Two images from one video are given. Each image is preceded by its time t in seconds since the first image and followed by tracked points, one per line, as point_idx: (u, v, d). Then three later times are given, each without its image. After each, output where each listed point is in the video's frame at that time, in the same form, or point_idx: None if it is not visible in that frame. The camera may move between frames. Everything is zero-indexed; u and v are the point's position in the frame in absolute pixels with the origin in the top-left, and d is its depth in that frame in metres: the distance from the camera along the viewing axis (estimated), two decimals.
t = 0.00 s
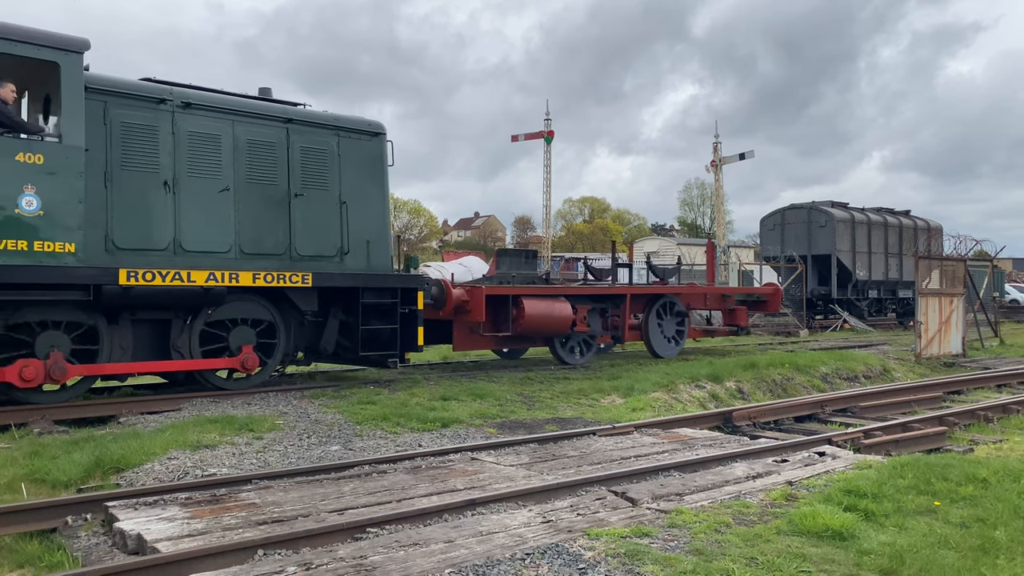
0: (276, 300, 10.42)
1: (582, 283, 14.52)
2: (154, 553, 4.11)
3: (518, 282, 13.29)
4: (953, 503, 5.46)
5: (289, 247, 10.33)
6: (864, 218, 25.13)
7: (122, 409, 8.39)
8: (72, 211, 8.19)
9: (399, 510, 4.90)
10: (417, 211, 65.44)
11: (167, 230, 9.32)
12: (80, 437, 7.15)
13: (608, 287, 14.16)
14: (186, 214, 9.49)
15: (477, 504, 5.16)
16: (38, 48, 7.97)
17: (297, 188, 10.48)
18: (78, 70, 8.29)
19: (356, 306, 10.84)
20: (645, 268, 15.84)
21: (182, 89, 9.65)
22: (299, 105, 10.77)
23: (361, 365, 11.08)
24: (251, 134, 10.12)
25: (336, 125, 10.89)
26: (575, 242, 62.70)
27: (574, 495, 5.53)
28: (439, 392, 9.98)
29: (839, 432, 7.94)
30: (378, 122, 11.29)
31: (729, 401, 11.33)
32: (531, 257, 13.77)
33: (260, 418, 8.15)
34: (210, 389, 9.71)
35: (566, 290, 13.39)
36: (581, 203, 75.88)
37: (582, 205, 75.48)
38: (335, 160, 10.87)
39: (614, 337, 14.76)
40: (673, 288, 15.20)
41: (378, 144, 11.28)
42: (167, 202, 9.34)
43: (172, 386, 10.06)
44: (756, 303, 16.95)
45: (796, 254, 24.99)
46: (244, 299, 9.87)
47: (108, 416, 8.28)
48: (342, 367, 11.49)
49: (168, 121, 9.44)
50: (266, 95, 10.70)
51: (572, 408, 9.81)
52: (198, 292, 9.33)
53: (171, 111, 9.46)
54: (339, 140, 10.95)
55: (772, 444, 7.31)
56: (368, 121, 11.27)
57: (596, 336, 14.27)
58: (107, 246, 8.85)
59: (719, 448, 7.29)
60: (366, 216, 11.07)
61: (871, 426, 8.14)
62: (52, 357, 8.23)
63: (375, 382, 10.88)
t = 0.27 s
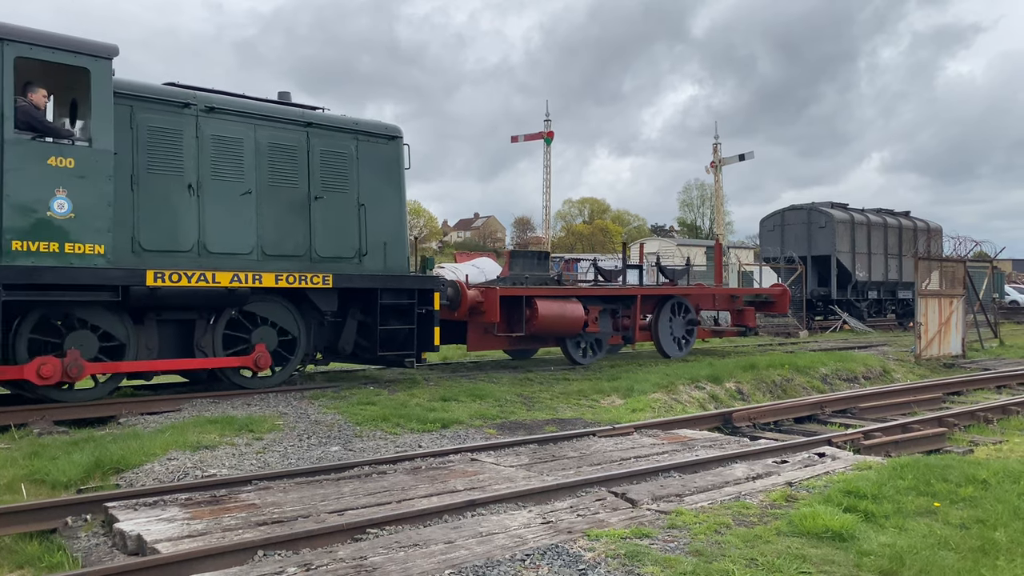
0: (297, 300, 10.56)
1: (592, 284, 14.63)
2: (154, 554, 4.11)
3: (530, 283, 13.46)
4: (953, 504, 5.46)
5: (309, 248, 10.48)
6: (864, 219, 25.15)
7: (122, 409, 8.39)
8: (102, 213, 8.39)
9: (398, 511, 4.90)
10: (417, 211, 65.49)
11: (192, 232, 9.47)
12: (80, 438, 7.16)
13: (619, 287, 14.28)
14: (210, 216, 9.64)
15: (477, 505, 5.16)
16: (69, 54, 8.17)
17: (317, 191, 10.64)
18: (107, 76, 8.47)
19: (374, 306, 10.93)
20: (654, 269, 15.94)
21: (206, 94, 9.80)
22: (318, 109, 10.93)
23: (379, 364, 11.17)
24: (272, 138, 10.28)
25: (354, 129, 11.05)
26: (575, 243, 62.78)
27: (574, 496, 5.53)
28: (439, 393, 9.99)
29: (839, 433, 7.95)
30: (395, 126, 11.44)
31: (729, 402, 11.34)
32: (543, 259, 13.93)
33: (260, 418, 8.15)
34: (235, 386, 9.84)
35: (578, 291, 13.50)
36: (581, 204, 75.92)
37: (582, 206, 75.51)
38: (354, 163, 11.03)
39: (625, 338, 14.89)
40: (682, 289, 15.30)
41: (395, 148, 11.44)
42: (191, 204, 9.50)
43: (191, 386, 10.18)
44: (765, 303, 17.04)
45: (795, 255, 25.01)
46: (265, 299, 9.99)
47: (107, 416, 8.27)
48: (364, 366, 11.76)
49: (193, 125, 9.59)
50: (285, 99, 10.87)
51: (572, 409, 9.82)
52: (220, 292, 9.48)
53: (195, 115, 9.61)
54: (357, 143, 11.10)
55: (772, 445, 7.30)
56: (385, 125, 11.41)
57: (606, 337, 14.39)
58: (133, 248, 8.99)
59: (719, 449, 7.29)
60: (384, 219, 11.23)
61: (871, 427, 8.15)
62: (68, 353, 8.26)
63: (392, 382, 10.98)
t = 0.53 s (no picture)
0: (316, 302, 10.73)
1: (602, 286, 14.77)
2: (152, 556, 4.11)
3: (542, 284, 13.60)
4: (951, 505, 5.47)
5: (328, 251, 10.63)
6: (863, 220, 25.18)
7: (121, 411, 8.38)
8: (130, 216, 8.56)
9: (396, 512, 4.90)
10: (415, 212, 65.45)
11: (214, 234, 9.63)
12: (78, 439, 7.15)
13: (629, 289, 14.43)
14: (232, 219, 9.79)
15: (476, 506, 5.16)
16: (97, 61, 8.34)
17: (335, 194, 10.80)
18: (134, 82, 8.66)
19: (391, 307, 11.08)
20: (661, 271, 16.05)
21: (227, 99, 9.96)
22: (335, 113, 11.09)
23: (395, 364, 11.32)
24: (292, 142, 10.44)
25: (372, 133, 11.21)
26: (574, 244, 62.77)
27: (573, 498, 5.52)
28: (438, 394, 9.99)
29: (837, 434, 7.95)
30: (411, 130, 11.60)
31: (727, 404, 11.33)
32: (554, 259, 14.03)
33: (259, 420, 8.14)
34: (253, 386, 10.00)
35: (590, 293, 13.65)
36: (580, 205, 75.96)
37: (581, 207, 75.53)
38: (371, 166, 11.19)
39: (634, 338, 15.04)
40: (689, 291, 15.43)
41: (411, 152, 11.60)
42: (214, 207, 9.66)
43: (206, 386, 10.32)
44: (772, 304, 17.19)
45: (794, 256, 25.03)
46: (284, 300, 10.14)
47: (105, 418, 8.25)
48: (366, 362, 11.98)
49: (215, 129, 9.76)
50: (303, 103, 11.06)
51: (571, 410, 9.82)
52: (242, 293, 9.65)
53: (217, 119, 9.78)
54: (375, 147, 11.26)
55: (771, 446, 7.30)
56: (402, 129, 11.58)
57: (616, 338, 14.53)
58: (158, 250, 9.14)
59: (717, 451, 7.29)
60: (401, 221, 11.39)
61: (869, 428, 8.15)
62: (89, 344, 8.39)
63: (408, 382, 11.12)
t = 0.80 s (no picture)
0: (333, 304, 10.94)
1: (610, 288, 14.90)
2: (148, 558, 4.10)
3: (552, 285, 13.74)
4: (948, 506, 5.47)
5: (345, 253, 10.80)
6: (860, 222, 25.21)
7: (118, 413, 8.36)
8: (154, 220, 8.69)
9: (393, 514, 4.90)
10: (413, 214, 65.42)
11: (235, 237, 9.77)
12: (75, 441, 7.13)
13: (638, 291, 14.56)
14: (252, 222, 9.94)
15: (473, 508, 5.15)
16: (122, 68, 8.46)
17: (352, 197, 10.96)
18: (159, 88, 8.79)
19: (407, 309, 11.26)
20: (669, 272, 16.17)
21: (247, 103, 10.11)
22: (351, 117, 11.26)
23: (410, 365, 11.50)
24: (310, 146, 10.60)
25: (386, 137, 11.39)
26: (571, 245, 62.77)
27: (570, 499, 5.52)
28: (436, 396, 9.99)
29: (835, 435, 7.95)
30: (425, 134, 11.78)
31: (725, 405, 11.33)
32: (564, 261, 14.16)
33: (256, 422, 8.13)
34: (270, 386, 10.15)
35: (600, 294, 13.79)
36: (578, 207, 75.97)
37: (579, 209, 75.56)
38: (386, 170, 11.37)
39: (642, 339, 15.18)
40: (696, 292, 15.56)
41: (424, 155, 11.78)
42: (235, 211, 9.80)
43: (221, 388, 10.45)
44: (777, 306, 17.33)
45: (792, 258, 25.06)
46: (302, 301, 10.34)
47: (102, 420, 8.24)
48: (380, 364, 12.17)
49: (235, 134, 9.91)
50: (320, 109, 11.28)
51: (568, 411, 9.82)
52: (263, 294, 9.82)
53: (237, 124, 9.93)
54: (389, 151, 11.44)
55: (769, 448, 7.29)
56: (415, 133, 11.76)
57: (625, 339, 14.68)
58: (181, 252, 9.28)
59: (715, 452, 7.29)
60: (414, 224, 11.58)
61: (866, 429, 8.16)
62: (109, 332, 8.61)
63: (423, 382, 11.27)
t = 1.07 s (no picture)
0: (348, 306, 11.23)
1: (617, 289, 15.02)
2: (144, 559, 4.09)
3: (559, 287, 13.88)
4: (944, 507, 5.48)
5: (359, 255, 11.07)
6: (857, 223, 25.25)
7: (114, 414, 8.38)
8: (177, 223, 8.97)
9: (390, 516, 4.89)
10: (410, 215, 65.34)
11: (253, 239, 10.06)
12: (70, 443, 7.12)
13: (644, 293, 14.68)
14: (270, 224, 10.23)
15: (469, 509, 5.15)
16: (146, 74, 8.76)
17: (367, 201, 11.22)
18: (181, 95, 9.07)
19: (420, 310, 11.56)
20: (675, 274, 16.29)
21: (265, 109, 10.41)
22: (365, 122, 11.51)
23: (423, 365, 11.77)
24: (326, 151, 10.88)
25: (401, 141, 11.63)
26: (568, 247, 62.74)
27: (567, 501, 5.52)
28: (433, 397, 10.00)
29: (831, 436, 7.96)
30: (438, 138, 12.00)
31: (722, 406, 11.34)
32: (572, 263, 14.35)
33: (252, 423, 8.13)
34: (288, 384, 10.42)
35: (608, 296, 13.92)
36: (575, 209, 75.94)
37: (576, 210, 75.54)
38: (400, 173, 11.61)
39: (649, 340, 15.30)
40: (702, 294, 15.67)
41: (438, 159, 12.01)
42: (253, 214, 10.09)
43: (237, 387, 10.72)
44: (781, 307, 17.45)
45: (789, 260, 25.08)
46: (318, 302, 10.64)
47: (99, 421, 8.24)
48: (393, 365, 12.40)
49: (254, 138, 10.20)
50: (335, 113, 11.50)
51: (565, 413, 9.82)
52: (282, 296, 10.12)
53: (256, 129, 10.23)
54: (404, 155, 11.68)
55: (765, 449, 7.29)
56: (429, 137, 11.98)
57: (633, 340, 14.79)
58: (202, 254, 9.58)
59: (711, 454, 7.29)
60: (428, 227, 11.82)
61: (863, 431, 8.17)
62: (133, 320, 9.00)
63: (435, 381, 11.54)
